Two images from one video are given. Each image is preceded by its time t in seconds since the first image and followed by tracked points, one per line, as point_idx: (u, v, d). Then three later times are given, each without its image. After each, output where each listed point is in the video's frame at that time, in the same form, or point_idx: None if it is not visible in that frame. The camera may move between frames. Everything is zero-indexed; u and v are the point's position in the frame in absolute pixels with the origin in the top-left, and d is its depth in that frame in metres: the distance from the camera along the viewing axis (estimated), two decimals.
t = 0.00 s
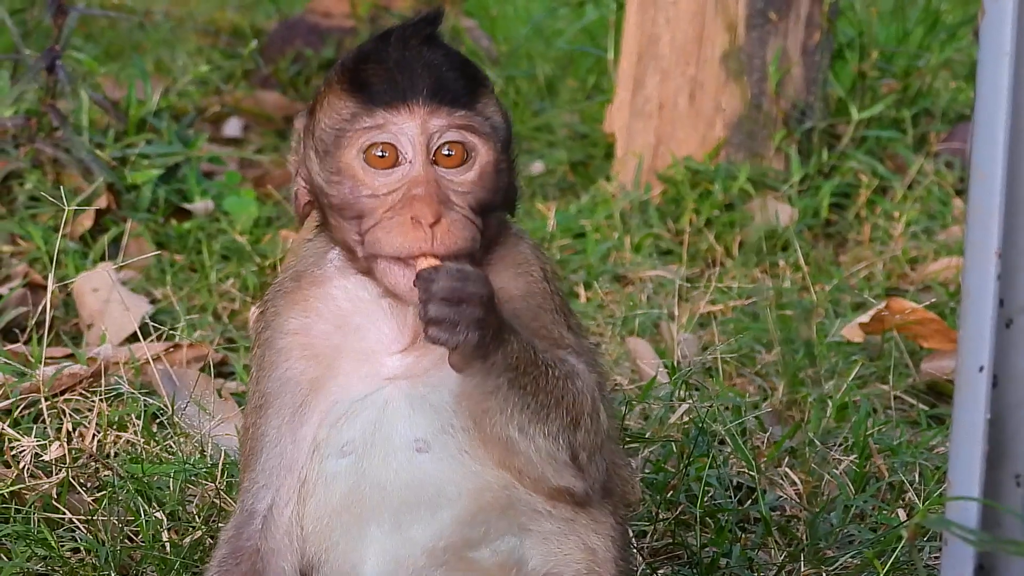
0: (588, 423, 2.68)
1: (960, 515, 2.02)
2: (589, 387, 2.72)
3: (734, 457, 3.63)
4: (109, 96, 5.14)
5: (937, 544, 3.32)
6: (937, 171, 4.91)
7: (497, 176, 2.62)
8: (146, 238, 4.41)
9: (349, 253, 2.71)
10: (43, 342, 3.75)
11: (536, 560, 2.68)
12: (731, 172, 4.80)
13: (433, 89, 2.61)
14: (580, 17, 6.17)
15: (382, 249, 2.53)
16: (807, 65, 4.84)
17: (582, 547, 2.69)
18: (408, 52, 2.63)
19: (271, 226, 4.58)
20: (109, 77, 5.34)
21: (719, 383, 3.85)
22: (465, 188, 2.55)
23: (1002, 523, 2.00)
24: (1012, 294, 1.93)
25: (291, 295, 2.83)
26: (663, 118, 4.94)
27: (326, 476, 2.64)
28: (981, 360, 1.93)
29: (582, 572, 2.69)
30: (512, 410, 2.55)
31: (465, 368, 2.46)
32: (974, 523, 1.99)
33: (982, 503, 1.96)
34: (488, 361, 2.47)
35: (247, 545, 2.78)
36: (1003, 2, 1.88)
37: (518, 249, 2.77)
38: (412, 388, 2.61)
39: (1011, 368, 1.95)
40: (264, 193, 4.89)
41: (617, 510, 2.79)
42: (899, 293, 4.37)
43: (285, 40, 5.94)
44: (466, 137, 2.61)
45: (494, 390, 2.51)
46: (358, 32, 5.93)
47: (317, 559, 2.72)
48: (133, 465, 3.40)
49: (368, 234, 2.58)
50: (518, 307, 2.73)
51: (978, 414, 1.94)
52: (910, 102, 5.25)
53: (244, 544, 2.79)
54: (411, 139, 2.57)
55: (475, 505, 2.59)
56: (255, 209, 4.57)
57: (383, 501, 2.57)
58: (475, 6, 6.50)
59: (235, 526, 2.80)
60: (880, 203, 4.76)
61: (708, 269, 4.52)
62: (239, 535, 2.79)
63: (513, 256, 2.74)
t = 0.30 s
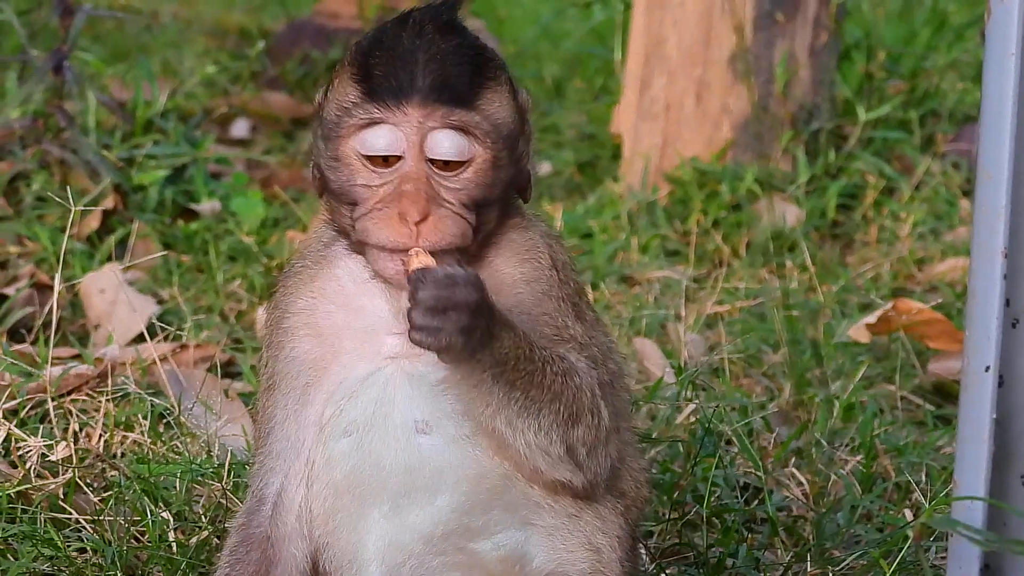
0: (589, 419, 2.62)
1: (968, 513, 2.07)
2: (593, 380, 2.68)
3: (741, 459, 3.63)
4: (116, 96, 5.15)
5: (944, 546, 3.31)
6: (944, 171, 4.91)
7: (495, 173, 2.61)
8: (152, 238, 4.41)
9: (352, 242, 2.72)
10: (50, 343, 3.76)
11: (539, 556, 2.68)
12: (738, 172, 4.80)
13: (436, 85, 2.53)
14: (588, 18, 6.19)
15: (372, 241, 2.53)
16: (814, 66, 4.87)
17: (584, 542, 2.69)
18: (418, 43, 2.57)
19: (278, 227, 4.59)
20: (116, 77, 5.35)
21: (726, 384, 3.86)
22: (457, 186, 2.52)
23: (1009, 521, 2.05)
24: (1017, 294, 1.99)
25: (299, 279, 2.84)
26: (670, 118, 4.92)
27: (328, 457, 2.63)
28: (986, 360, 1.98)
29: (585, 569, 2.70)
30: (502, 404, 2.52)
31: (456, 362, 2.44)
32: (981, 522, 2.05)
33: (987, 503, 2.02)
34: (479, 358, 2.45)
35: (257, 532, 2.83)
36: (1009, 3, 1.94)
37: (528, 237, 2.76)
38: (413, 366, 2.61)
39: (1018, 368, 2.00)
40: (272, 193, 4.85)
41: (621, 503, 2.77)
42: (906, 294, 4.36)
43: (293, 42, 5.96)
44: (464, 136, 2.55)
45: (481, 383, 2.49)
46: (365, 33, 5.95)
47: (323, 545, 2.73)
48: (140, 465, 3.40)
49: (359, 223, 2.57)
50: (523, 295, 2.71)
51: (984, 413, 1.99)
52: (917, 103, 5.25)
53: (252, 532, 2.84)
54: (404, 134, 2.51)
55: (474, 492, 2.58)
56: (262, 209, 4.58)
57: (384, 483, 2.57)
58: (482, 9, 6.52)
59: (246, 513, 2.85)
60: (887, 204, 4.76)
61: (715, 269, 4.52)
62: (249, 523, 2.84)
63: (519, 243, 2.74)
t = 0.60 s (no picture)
0: (602, 420, 2.57)
1: (968, 513, 2.08)
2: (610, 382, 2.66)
3: (741, 457, 3.63)
4: (119, 89, 5.15)
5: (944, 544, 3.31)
6: (947, 171, 4.91)
7: (518, 164, 2.67)
8: (155, 232, 4.41)
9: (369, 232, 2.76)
10: (51, 336, 3.75)
11: (549, 560, 2.67)
12: (741, 170, 4.80)
13: (462, 74, 2.61)
14: (592, 15, 6.19)
15: (395, 226, 2.57)
16: (817, 64, 4.87)
17: (593, 545, 2.67)
18: (447, 34, 2.63)
19: (281, 221, 4.59)
20: (119, 70, 5.34)
21: (727, 382, 3.87)
22: (481, 172, 2.58)
23: (1009, 521, 2.05)
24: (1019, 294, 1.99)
25: (319, 272, 2.87)
26: (673, 116, 4.93)
27: (341, 454, 2.63)
28: (987, 361, 1.99)
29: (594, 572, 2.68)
30: (517, 399, 2.51)
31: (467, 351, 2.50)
32: (980, 521, 2.05)
33: (987, 502, 2.03)
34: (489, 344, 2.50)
35: (264, 527, 2.85)
36: (1012, 2, 1.94)
37: (546, 239, 2.76)
38: (429, 365, 2.63)
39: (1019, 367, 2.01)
40: (275, 188, 4.85)
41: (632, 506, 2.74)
42: (908, 293, 4.36)
43: (297, 37, 5.97)
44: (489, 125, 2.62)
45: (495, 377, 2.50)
46: (369, 29, 5.96)
47: (331, 541, 2.73)
48: (140, 459, 3.40)
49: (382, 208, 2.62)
50: (541, 295, 2.69)
51: (985, 412, 2.00)
52: (920, 102, 5.25)
53: (260, 526, 2.85)
54: (431, 121, 2.59)
55: (485, 495, 2.58)
56: (264, 204, 4.58)
57: (396, 481, 2.57)
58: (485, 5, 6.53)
59: (255, 507, 2.87)
60: (890, 202, 4.76)
61: (718, 267, 4.52)
62: (257, 517, 2.85)
63: (538, 245, 2.74)
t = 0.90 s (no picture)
0: (604, 426, 2.59)
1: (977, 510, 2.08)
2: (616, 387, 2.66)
3: (750, 453, 3.62)
4: (129, 86, 5.15)
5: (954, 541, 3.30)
6: (956, 167, 4.91)
7: (523, 166, 2.65)
8: (164, 229, 4.41)
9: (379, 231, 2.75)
10: (61, 333, 3.75)
11: (558, 560, 2.67)
12: (750, 167, 4.80)
13: (467, 75, 2.59)
14: (601, 11, 6.19)
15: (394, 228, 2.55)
16: (826, 61, 4.87)
17: (601, 546, 2.68)
18: (454, 34, 2.61)
19: (290, 218, 4.59)
20: (129, 67, 5.35)
21: (737, 378, 3.87)
22: (483, 174, 2.56)
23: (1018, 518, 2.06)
24: None
25: (333, 267, 2.85)
26: (683, 112, 4.94)
27: (354, 451, 2.63)
28: (997, 358, 1.99)
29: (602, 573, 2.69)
30: (521, 406, 2.51)
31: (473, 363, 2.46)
32: (990, 518, 2.05)
33: (997, 500, 2.03)
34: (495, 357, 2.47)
35: (278, 523, 2.85)
36: None
37: (562, 239, 2.75)
38: (442, 362, 2.62)
39: None
40: (284, 185, 4.85)
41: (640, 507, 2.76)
42: (917, 290, 4.36)
43: (306, 33, 5.97)
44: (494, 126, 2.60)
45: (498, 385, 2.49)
46: (378, 26, 5.97)
47: (343, 537, 2.74)
48: (150, 456, 3.40)
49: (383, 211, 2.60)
50: (553, 294, 2.69)
51: (994, 410, 2.00)
52: (929, 99, 5.25)
53: (273, 523, 2.85)
54: (434, 122, 2.57)
55: (495, 496, 2.59)
56: (274, 201, 4.59)
57: (407, 479, 2.57)
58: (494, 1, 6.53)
59: (268, 503, 2.86)
60: (899, 200, 4.75)
61: (727, 264, 4.51)
62: (269, 514, 2.85)
63: (554, 245, 2.73)
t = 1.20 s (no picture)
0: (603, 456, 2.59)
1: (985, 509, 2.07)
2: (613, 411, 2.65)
3: (757, 452, 3.62)
4: (136, 84, 5.16)
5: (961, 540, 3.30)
6: (963, 166, 4.91)
7: (544, 184, 2.59)
8: (171, 227, 4.41)
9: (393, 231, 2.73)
10: (68, 331, 3.75)
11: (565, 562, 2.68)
12: (757, 165, 4.80)
13: (487, 95, 2.49)
14: (608, 10, 6.20)
15: (416, 253, 2.52)
16: (833, 59, 4.88)
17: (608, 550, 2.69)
18: (472, 49, 2.50)
19: (297, 216, 4.59)
20: (136, 65, 5.35)
21: (744, 376, 3.88)
22: (504, 200, 2.51)
23: None
24: None
25: (345, 263, 2.83)
26: (690, 109, 4.94)
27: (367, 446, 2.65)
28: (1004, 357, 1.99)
29: None
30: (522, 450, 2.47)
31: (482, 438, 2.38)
32: (997, 517, 2.05)
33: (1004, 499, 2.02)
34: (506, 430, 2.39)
35: (289, 519, 2.84)
36: None
37: (576, 243, 2.73)
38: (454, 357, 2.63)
39: None
40: (291, 183, 4.85)
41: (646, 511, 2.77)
42: (924, 288, 4.36)
43: (313, 30, 5.97)
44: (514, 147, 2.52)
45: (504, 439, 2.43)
46: (385, 24, 5.98)
47: (354, 533, 2.74)
48: (157, 454, 3.39)
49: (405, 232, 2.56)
50: (563, 301, 2.68)
51: (1001, 409, 2.00)
52: (937, 97, 5.24)
53: (284, 518, 2.85)
54: (454, 147, 2.49)
55: (502, 496, 2.58)
56: (281, 199, 4.59)
57: (416, 476, 2.58)
58: None
59: (280, 498, 2.86)
60: (906, 198, 4.75)
61: (734, 262, 4.50)
62: (281, 509, 2.85)
63: (568, 252, 2.71)
